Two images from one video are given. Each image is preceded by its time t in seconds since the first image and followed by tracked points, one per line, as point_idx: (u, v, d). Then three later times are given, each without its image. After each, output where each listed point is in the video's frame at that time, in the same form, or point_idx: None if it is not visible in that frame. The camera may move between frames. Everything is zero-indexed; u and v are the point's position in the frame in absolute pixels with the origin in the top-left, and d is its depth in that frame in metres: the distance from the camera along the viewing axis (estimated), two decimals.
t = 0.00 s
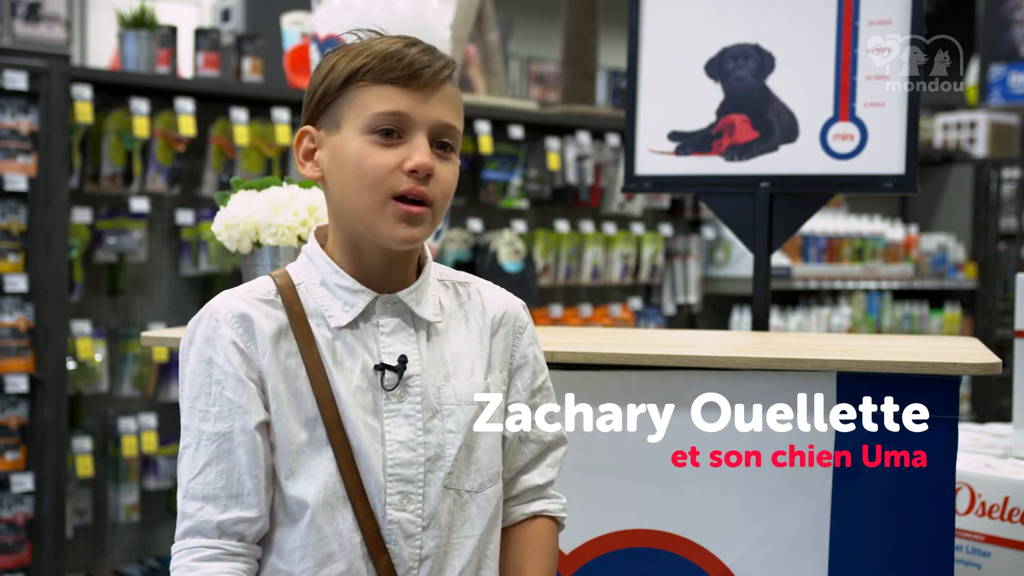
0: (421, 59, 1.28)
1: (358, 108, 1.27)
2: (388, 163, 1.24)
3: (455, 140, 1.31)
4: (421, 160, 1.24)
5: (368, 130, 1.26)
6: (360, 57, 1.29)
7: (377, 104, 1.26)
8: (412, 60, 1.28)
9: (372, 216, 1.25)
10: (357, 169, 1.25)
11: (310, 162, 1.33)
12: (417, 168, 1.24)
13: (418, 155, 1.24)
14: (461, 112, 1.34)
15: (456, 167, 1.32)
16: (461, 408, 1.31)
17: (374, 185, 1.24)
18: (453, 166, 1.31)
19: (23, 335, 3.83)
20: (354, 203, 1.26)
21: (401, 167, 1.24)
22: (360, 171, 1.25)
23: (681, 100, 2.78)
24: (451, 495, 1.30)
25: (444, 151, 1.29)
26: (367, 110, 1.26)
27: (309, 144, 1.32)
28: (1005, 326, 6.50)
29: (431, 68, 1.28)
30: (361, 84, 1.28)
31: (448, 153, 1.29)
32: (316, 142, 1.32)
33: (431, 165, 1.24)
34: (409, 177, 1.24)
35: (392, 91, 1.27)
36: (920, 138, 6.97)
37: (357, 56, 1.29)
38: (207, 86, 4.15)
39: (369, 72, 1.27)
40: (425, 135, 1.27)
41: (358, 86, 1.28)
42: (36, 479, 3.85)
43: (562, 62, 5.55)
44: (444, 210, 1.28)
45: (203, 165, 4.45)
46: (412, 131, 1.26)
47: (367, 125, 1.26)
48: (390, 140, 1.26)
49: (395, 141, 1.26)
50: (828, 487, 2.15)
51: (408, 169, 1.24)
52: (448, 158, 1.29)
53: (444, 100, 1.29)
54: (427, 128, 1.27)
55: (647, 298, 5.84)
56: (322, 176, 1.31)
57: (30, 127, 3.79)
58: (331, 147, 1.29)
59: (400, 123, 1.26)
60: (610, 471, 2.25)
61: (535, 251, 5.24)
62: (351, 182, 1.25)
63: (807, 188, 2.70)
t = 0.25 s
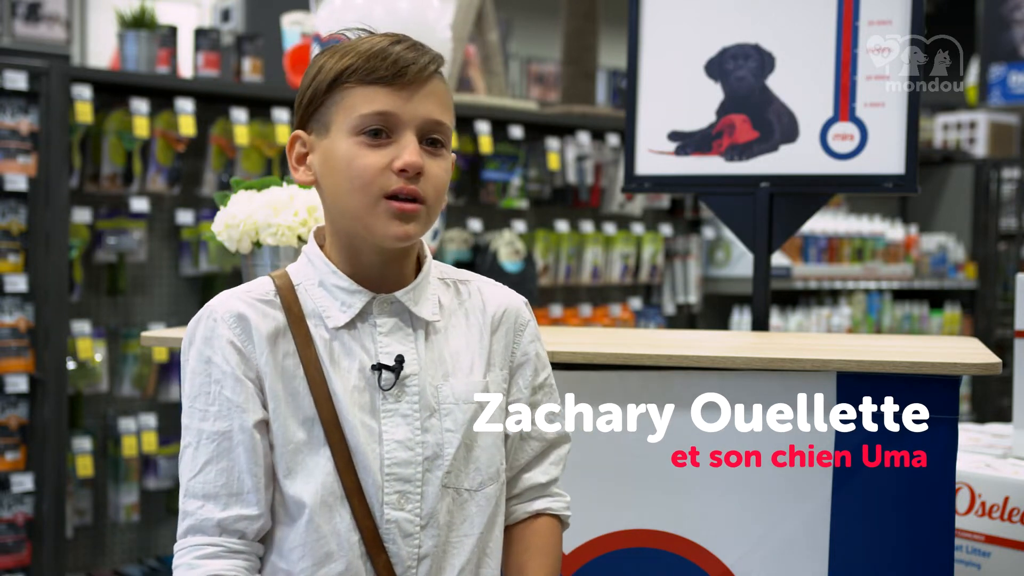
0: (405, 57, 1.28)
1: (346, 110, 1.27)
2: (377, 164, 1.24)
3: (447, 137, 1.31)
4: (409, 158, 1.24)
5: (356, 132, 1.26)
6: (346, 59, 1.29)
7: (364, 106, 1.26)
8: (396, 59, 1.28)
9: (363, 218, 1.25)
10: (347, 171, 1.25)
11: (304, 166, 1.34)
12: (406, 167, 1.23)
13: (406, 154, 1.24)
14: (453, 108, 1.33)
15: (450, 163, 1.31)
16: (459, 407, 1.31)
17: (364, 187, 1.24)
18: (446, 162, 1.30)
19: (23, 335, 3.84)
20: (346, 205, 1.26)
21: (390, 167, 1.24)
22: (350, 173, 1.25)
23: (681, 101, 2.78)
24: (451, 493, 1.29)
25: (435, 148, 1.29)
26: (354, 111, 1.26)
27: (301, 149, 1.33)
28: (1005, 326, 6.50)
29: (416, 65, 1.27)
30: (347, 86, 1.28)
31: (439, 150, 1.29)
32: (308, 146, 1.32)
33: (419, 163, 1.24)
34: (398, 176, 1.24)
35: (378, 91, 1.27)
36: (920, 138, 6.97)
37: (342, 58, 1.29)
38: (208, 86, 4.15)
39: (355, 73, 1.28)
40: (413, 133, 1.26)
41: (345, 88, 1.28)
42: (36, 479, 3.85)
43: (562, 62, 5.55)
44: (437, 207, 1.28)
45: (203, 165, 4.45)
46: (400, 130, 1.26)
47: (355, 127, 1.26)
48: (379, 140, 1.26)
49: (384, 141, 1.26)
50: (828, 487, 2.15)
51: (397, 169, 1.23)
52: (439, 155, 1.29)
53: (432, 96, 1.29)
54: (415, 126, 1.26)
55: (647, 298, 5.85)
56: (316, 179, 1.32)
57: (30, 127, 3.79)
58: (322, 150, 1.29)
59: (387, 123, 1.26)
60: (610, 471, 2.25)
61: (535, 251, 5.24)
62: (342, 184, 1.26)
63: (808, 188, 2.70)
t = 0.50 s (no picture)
0: (386, 57, 1.27)
1: (331, 116, 1.27)
2: (365, 169, 1.24)
3: (434, 134, 1.30)
4: (396, 161, 1.23)
5: (342, 137, 1.26)
6: (327, 64, 1.28)
7: (348, 111, 1.26)
8: (377, 61, 1.27)
9: (354, 224, 1.25)
10: (335, 178, 1.25)
11: (295, 172, 1.35)
12: (393, 171, 1.23)
13: (392, 157, 1.24)
14: (440, 104, 1.32)
15: (439, 161, 1.31)
16: (458, 405, 1.30)
17: (353, 193, 1.24)
18: (435, 161, 1.29)
19: (23, 335, 3.84)
20: (336, 212, 1.26)
21: (378, 171, 1.24)
22: (337, 180, 1.25)
23: (681, 101, 2.78)
24: (451, 491, 1.30)
25: (423, 147, 1.28)
26: (340, 117, 1.26)
27: (291, 155, 1.33)
28: (1005, 326, 6.50)
29: (397, 66, 1.27)
30: (331, 91, 1.28)
31: (426, 149, 1.28)
32: (297, 153, 1.32)
33: (406, 165, 1.23)
34: (386, 180, 1.23)
35: (361, 94, 1.26)
36: (919, 139, 6.96)
37: (325, 62, 1.29)
38: (208, 86, 4.15)
39: (337, 78, 1.27)
40: (400, 135, 1.26)
41: (329, 93, 1.28)
42: (36, 479, 3.85)
43: (562, 62, 5.55)
44: (428, 207, 1.27)
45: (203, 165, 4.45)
46: (386, 133, 1.26)
47: (341, 132, 1.26)
48: (365, 144, 1.26)
49: (370, 145, 1.26)
50: (828, 487, 2.15)
51: (385, 173, 1.23)
52: (427, 154, 1.28)
53: (415, 95, 1.28)
54: (400, 127, 1.26)
55: (647, 298, 5.84)
56: (307, 185, 1.32)
57: (30, 127, 3.78)
58: (311, 157, 1.29)
59: (373, 127, 1.26)
60: (610, 470, 2.25)
61: (535, 251, 5.24)
62: (331, 191, 1.26)
63: (808, 188, 2.70)
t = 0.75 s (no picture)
0: (377, 58, 1.27)
1: (326, 121, 1.27)
2: (362, 173, 1.24)
3: (431, 132, 1.30)
4: (393, 164, 1.23)
5: (339, 143, 1.26)
6: (319, 68, 1.28)
7: (343, 115, 1.26)
8: (369, 62, 1.27)
9: (354, 228, 1.25)
10: (333, 183, 1.25)
11: (295, 178, 1.35)
12: (391, 173, 1.23)
13: (390, 160, 1.24)
14: (434, 101, 1.32)
15: (437, 159, 1.31)
16: (459, 404, 1.30)
17: (352, 198, 1.24)
18: (433, 159, 1.29)
19: (23, 335, 3.84)
20: (337, 217, 1.26)
21: (375, 175, 1.24)
22: (336, 185, 1.25)
23: (681, 101, 2.79)
24: (452, 490, 1.30)
25: (420, 146, 1.28)
26: (335, 122, 1.26)
27: (290, 162, 1.34)
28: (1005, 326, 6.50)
29: (389, 66, 1.27)
30: (325, 96, 1.28)
31: (423, 148, 1.28)
32: (296, 159, 1.33)
33: (403, 166, 1.23)
34: (384, 183, 1.23)
35: (355, 98, 1.26)
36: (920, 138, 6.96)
37: (316, 67, 1.29)
38: (207, 86, 4.15)
39: (330, 82, 1.27)
40: (396, 136, 1.26)
41: (323, 98, 1.28)
42: (36, 479, 3.85)
43: (562, 61, 5.55)
44: (428, 207, 1.27)
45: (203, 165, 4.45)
46: (382, 135, 1.26)
47: (337, 137, 1.26)
48: (362, 148, 1.25)
49: (367, 148, 1.25)
50: (828, 487, 2.15)
51: (383, 176, 1.23)
52: (424, 153, 1.28)
53: (408, 94, 1.28)
54: (395, 128, 1.26)
55: (647, 298, 5.84)
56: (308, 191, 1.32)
57: (30, 127, 3.79)
58: (309, 163, 1.29)
59: (368, 129, 1.26)
60: (610, 470, 2.25)
61: (535, 251, 5.24)
62: (331, 196, 1.26)
63: (808, 188, 2.70)
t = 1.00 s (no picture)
0: (394, 60, 1.27)
1: (342, 122, 1.27)
2: (378, 174, 1.24)
3: (446, 135, 1.30)
4: (409, 166, 1.23)
5: (355, 144, 1.26)
6: (336, 69, 1.28)
7: (359, 117, 1.26)
8: (386, 64, 1.27)
9: (368, 230, 1.25)
10: (349, 184, 1.25)
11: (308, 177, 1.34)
12: (407, 175, 1.23)
13: (406, 162, 1.24)
14: (448, 104, 1.32)
15: (451, 162, 1.31)
16: (467, 404, 1.31)
17: (367, 199, 1.24)
18: (447, 162, 1.29)
19: (23, 335, 3.84)
20: (351, 218, 1.26)
21: (391, 176, 1.24)
22: (351, 186, 1.25)
23: (681, 101, 2.78)
24: (457, 490, 1.30)
25: (435, 149, 1.28)
26: (351, 123, 1.26)
27: (303, 161, 1.33)
28: (1005, 326, 6.50)
29: (406, 68, 1.27)
30: (341, 97, 1.27)
31: (438, 151, 1.28)
32: (309, 158, 1.32)
33: (419, 168, 1.23)
34: (399, 185, 1.23)
35: (372, 100, 1.26)
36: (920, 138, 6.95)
37: (333, 69, 1.29)
38: (207, 86, 4.15)
39: (347, 83, 1.27)
40: (411, 138, 1.26)
41: (339, 99, 1.28)
42: (36, 479, 3.85)
43: (562, 61, 5.55)
44: (441, 208, 1.27)
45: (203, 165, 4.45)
46: (398, 137, 1.26)
47: (353, 139, 1.26)
48: (377, 149, 1.25)
49: (383, 150, 1.25)
50: (828, 487, 2.15)
51: (398, 178, 1.23)
52: (439, 156, 1.28)
53: (425, 96, 1.28)
54: (411, 130, 1.26)
55: (647, 298, 5.84)
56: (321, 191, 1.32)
57: (30, 127, 3.79)
58: (324, 163, 1.29)
59: (385, 131, 1.25)
60: (611, 470, 2.25)
61: (535, 251, 5.24)
62: (345, 197, 1.26)
63: (808, 188, 2.70)
